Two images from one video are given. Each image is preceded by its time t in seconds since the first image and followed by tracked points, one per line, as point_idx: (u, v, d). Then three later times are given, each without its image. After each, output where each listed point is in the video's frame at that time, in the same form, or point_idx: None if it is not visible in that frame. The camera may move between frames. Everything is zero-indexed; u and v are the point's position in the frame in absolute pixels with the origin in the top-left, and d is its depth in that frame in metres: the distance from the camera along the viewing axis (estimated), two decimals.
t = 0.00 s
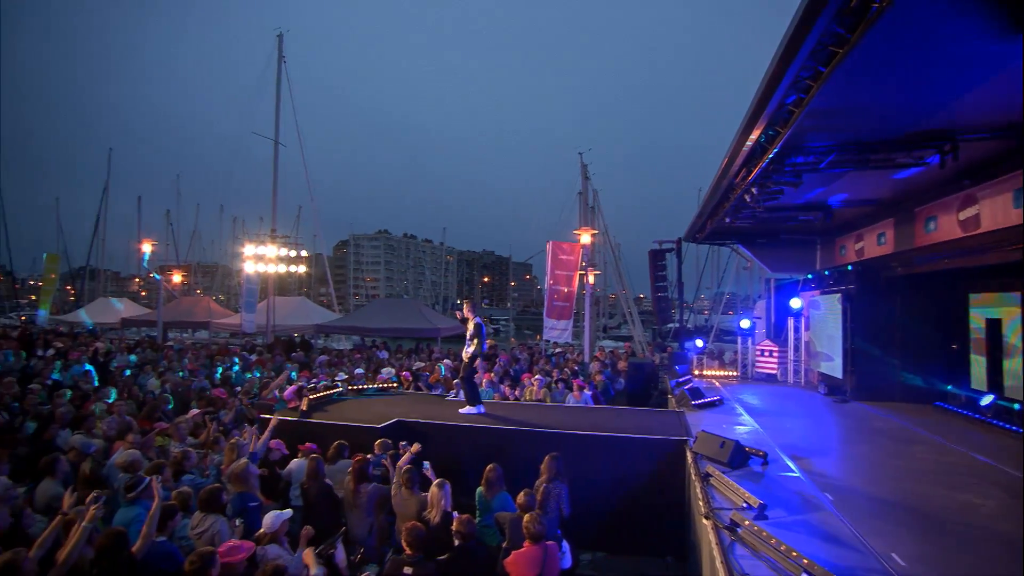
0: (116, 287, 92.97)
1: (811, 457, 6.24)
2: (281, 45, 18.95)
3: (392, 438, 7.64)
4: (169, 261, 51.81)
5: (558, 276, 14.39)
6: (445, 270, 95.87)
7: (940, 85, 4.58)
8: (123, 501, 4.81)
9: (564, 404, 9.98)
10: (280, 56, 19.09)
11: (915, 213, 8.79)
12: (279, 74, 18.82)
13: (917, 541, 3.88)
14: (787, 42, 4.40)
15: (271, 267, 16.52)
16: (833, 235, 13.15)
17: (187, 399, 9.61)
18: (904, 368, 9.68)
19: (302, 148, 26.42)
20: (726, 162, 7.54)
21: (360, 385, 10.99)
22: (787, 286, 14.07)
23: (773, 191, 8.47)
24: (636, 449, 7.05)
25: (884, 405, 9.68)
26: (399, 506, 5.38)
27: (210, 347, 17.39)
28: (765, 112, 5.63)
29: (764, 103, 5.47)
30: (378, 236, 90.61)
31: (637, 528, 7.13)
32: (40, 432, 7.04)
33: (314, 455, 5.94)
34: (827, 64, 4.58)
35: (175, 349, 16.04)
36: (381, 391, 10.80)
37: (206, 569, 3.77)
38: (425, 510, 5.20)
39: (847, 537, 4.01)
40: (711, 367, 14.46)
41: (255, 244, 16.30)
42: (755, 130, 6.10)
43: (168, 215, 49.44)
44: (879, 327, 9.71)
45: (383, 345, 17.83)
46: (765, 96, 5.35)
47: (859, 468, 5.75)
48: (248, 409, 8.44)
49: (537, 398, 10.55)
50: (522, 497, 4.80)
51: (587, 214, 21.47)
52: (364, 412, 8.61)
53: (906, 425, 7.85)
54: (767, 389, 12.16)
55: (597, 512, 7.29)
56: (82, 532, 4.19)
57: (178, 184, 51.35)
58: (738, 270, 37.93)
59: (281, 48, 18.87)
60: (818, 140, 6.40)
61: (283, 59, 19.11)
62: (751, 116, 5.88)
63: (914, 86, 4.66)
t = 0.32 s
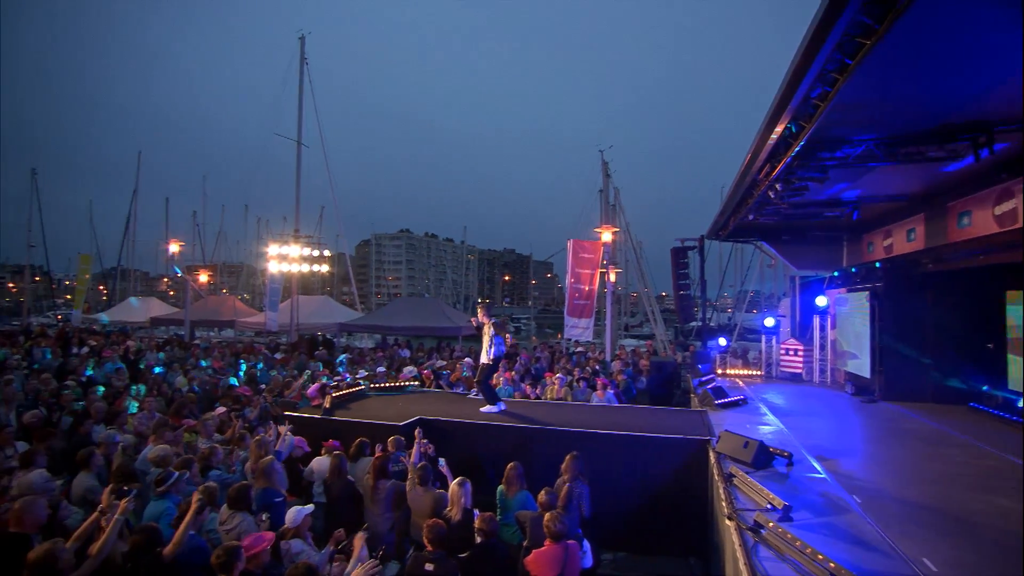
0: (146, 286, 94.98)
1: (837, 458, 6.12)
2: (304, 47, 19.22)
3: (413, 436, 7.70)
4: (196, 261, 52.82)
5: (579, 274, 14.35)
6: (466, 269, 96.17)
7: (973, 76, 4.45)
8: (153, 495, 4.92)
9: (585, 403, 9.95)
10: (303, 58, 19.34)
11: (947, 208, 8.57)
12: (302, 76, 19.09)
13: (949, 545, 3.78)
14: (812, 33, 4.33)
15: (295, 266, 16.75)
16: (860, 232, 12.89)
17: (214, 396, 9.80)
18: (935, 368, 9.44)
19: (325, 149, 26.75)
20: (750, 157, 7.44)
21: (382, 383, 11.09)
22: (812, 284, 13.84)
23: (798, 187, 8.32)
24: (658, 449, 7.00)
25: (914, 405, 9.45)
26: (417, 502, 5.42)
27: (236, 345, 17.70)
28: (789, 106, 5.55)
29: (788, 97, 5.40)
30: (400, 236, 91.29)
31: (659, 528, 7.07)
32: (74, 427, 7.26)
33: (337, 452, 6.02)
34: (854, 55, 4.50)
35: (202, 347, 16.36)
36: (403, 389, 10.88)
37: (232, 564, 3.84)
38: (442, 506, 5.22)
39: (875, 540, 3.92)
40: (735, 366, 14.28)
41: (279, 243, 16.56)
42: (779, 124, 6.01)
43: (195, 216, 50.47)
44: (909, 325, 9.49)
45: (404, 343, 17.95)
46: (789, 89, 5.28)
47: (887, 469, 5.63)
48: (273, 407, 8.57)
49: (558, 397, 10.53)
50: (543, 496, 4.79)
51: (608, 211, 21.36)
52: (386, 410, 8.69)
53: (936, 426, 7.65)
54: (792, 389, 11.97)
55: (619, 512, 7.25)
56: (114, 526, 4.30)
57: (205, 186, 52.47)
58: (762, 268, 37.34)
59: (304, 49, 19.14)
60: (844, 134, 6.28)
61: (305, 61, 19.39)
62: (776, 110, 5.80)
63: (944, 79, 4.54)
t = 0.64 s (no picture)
0: (174, 285, 97.17)
1: (866, 459, 5.99)
2: (326, 49, 19.43)
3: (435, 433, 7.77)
4: (221, 261, 53.79)
5: (600, 272, 14.30)
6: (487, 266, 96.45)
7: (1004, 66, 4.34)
8: (182, 489, 5.05)
9: (607, 401, 9.91)
10: (325, 58, 19.52)
11: (980, 202, 8.33)
12: (324, 78, 19.35)
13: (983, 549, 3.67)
14: (840, 22, 4.25)
15: (318, 265, 16.96)
16: (889, 228, 12.59)
17: (241, 393, 9.96)
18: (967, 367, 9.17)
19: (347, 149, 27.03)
20: (774, 152, 7.35)
21: (405, 381, 11.20)
22: (840, 281, 13.58)
23: (824, 181, 8.16)
24: (681, 447, 6.94)
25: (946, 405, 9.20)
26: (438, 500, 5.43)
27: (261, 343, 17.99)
28: (815, 99, 5.46)
29: (814, 90, 5.31)
30: (422, 235, 91.80)
31: (682, 528, 7.00)
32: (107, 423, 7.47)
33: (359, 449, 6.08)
34: (883, 45, 4.41)
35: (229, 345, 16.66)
36: (424, 387, 10.95)
37: (257, 559, 3.90)
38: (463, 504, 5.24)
39: (906, 544, 3.83)
40: (759, 364, 14.10)
41: (303, 243, 16.77)
42: (804, 118, 5.92)
43: (221, 217, 51.42)
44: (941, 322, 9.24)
45: (425, 341, 18.06)
46: (816, 81, 5.18)
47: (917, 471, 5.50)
48: (297, 404, 8.70)
49: (580, 395, 10.51)
50: (564, 494, 4.78)
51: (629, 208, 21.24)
52: (408, 407, 8.77)
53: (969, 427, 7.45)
54: (819, 388, 11.77)
55: (641, 510, 7.20)
56: (145, 521, 4.39)
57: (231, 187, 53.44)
58: (788, 265, 36.68)
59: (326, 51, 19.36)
60: (873, 127, 6.16)
61: (328, 62, 19.62)
62: (801, 103, 5.69)
63: (978, 68, 4.41)
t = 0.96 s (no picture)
0: (203, 282, 99.24)
1: (896, 460, 5.85)
2: (349, 47, 19.59)
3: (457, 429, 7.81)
4: (248, 258, 54.75)
5: (623, 267, 14.19)
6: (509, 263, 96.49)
7: None
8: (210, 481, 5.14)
9: (630, 398, 9.85)
10: (348, 57, 19.69)
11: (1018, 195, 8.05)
12: (348, 76, 19.52)
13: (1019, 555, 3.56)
14: (870, 11, 4.12)
15: (342, 261, 17.12)
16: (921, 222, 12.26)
17: (266, 387, 10.13)
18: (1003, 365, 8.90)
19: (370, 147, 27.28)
20: (801, 145, 7.19)
21: (428, 376, 11.28)
22: (869, 277, 13.28)
23: (853, 175, 7.97)
24: (705, 446, 6.86)
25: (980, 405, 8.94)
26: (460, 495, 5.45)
27: (287, 338, 18.26)
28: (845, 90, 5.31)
29: (844, 80, 5.17)
30: (444, 231, 92.21)
31: (705, 527, 6.93)
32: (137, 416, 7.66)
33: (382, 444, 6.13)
34: (918, 33, 4.25)
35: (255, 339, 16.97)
36: (446, 382, 11.01)
37: (281, 550, 3.96)
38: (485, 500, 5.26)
39: (938, 548, 3.74)
40: (785, 362, 13.87)
41: (327, 239, 16.95)
42: (833, 109, 5.77)
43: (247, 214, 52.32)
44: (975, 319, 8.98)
45: (448, 337, 18.15)
46: (844, 71, 5.05)
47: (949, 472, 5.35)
48: (321, 399, 8.81)
49: (603, 391, 10.47)
50: (585, 492, 4.76)
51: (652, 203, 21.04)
52: (431, 402, 8.82)
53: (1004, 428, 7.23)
54: (847, 386, 11.54)
55: (662, 508, 7.15)
56: (174, 511, 4.46)
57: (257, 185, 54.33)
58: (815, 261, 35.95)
59: (349, 50, 19.51)
60: (905, 118, 5.98)
61: (350, 61, 19.78)
62: (829, 95, 5.56)
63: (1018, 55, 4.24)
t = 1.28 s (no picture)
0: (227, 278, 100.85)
1: (924, 458, 5.73)
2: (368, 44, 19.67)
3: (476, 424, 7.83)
4: (270, 254, 55.45)
5: (642, 262, 14.08)
6: (528, 258, 96.30)
7: None
8: (234, 473, 5.22)
9: (649, 393, 9.79)
10: (366, 54, 19.77)
11: None
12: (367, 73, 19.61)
13: None
14: None
15: (362, 257, 17.24)
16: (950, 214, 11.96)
17: (288, 382, 10.25)
18: None
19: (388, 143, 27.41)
20: (825, 135, 7.04)
21: (447, 371, 11.32)
22: (896, 270, 13.00)
23: (879, 166, 7.80)
24: (725, 442, 6.79)
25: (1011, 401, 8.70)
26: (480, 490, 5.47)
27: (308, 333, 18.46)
28: (871, 77, 5.19)
29: (870, 68, 5.04)
30: (463, 227, 92.37)
31: (726, 524, 6.86)
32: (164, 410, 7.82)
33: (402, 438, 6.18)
34: (948, 16, 4.12)
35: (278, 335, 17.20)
36: (465, 377, 11.04)
37: (303, 543, 4.00)
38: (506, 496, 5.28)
39: (967, 550, 3.65)
40: (808, 358, 13.66)
41: (347, 235, 17.07)
42: (859, 98, 5.64)
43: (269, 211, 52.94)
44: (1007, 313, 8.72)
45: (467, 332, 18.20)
46: (871, 59, 4.93)
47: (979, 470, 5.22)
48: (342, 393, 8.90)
49: (622, 386, 10.41)
50: (605, 487, 4.75)
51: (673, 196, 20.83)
52: (450, 397, 8.86)
53: None
54: (872, 382, 11.34)
55: (683, 504, 7.11)
56: (198, 502, 4.53)
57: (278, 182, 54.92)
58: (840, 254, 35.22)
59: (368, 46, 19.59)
60: (934, 105, 5.82)
61: (369, 57, 19.86)
62: (854, 84, 5.43)
63: None
